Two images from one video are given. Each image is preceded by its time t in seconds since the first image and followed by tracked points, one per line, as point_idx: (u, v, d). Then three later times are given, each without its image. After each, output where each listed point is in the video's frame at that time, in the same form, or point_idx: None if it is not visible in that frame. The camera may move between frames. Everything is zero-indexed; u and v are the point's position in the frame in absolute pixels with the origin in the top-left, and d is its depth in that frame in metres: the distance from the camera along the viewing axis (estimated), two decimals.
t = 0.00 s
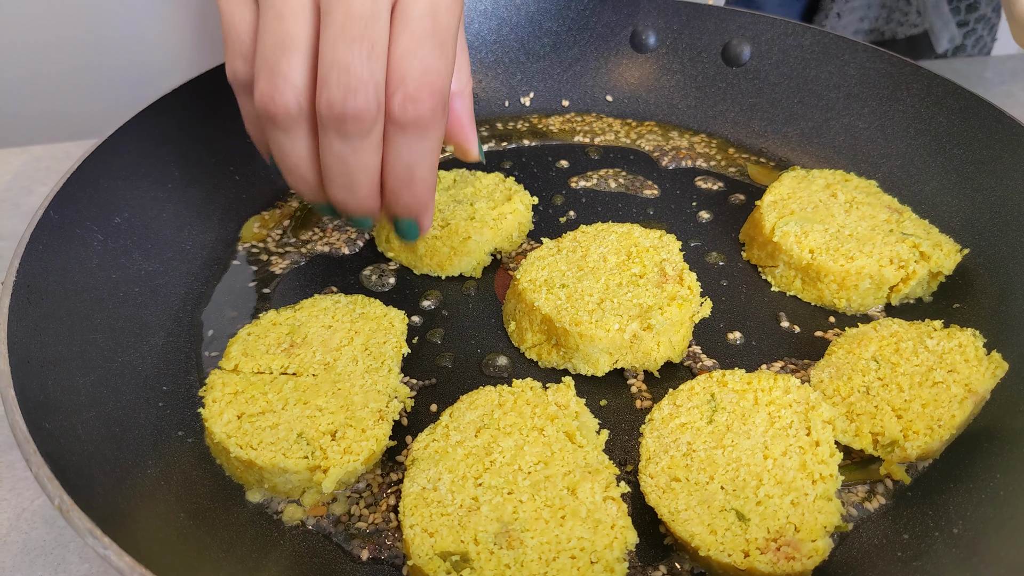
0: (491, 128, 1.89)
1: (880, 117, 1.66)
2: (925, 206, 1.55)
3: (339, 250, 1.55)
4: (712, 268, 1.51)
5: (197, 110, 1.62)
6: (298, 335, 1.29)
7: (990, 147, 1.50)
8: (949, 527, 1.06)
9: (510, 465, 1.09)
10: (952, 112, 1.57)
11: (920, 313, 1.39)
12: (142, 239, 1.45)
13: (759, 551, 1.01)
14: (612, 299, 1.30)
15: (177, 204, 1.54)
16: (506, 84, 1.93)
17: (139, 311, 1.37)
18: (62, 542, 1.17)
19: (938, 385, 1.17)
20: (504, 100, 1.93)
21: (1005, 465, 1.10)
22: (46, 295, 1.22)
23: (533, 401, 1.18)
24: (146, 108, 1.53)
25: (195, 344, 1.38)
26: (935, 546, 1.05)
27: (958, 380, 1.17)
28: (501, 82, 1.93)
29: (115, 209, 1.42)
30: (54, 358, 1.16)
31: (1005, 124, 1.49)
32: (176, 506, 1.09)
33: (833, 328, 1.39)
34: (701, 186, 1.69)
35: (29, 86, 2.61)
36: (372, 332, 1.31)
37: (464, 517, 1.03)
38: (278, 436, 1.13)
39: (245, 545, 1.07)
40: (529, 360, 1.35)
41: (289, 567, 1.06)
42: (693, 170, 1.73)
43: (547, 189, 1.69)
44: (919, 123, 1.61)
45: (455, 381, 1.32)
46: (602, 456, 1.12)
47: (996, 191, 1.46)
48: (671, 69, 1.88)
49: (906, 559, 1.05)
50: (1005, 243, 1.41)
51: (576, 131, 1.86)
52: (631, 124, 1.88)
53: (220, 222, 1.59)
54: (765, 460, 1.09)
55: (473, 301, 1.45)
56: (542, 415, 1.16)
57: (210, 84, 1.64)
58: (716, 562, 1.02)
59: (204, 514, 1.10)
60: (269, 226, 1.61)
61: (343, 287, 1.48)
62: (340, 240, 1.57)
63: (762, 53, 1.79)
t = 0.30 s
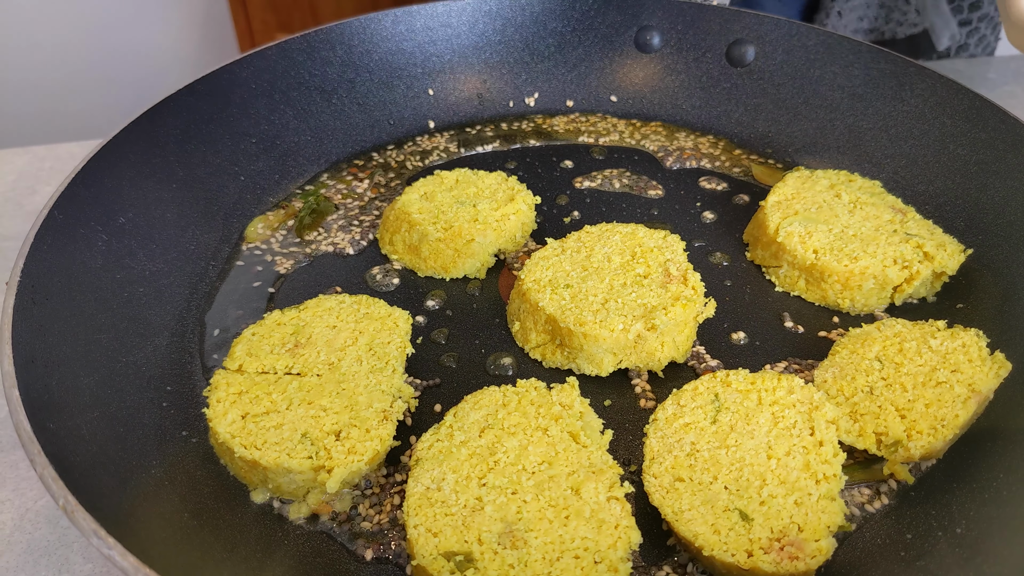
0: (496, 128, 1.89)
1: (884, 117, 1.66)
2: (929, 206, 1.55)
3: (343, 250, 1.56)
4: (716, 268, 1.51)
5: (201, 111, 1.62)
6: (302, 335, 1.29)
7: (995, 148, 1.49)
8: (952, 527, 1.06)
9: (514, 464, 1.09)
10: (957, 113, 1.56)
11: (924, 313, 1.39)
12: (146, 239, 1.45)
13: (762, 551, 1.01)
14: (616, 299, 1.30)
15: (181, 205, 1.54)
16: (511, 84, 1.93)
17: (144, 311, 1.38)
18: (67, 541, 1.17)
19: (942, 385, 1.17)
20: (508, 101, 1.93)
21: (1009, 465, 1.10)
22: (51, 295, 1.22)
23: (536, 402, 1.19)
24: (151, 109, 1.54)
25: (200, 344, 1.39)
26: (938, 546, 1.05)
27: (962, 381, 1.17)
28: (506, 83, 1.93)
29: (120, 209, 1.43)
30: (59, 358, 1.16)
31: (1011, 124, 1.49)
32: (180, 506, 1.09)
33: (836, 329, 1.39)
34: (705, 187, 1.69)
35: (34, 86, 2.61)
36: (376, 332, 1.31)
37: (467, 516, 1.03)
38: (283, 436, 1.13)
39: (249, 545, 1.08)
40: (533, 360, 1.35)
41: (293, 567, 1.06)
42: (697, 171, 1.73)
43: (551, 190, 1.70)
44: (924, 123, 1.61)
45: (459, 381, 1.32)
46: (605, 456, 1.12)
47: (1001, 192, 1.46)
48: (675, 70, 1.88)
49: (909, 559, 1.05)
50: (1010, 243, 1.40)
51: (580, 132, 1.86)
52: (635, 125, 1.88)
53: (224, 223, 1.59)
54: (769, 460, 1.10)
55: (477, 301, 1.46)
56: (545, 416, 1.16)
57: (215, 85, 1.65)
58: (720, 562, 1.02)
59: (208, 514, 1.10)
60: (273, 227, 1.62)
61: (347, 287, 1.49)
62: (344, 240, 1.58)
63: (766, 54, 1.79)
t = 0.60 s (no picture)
0: (498, 128, 1.89)
1: (887, 118, 1.66)
2: (932, 206, 1.54)
3: (346, 250, 1.55)
4: (720, 268, 1.51)
5: (203, 111, 1.62)
6: (306, 335, 1.29)
7: (997, 149, 1.49)
8: (957, 528, 1.06)
9: (519, 465, 1.09)
10: (960, 114, 1.56)
11: (927, 314, 1.39)
12: (149, 239, 1.45)
13: (768, 552, 1.01)
14: (620, 299, 1.30)
15: (183, 204, 1.54)
16: (513, 84, 1.93)
17: (146, 311, 1.37)
18: (69, 541, 1.17)
19: (947, 385, 1.17)
20: (510, 101, 1.93)
21: (1014, 466, 1.10)
22: (54, 295, 1.22)
23: (541, 402, 1.18)
24: (153, 108, 1.53)
25: (203, 345, 1.38)
26: (943, 548, 1.05)
27: (967, 381, 1.17)
28: (508, 83, 1.93)
29: (122, 209, 1.42)
30: (63, 358, 1.16)
31: (1014, 125, 1.49)
32: (185, 506, 1.09)
33: (840, 329, 1.39)
34: (708, 187, 1.69)
35: (33, 86, 2.60)
36: (379, 332, 1.31)
37: (473, 517, 1.03)
38: (287, 436, 1.13)
39: (253, 546, 1.07)
40: (536, 361, 1.35)
41: (297, 568, 1.06)
42: (699, 171, 1.73)
43: (554, 189, 1.69)
44: (926, 123, 1.61)
45: (462, 382, 1.32)
46: (610, 456, 1.12)
47: (1004, 192, 1.46)
48: (678, 70, 1.88)
49: (914, 560, 1.05)
50: (1013, 244, 1.40)
51: (583, 132, 1.86)
52: (638, 124, 1.88)
53: (227, 222, 1.59)
54: (774, 461, 1.09)
55: (480, 301, 1.45)
56: (550, 416, 1.16)
57: (217, 84, 1.64)
58: (725, 563, 1.01)
59: (212, 514, 1.10)
60: (275, 227, 1.61)
61: (350, 287, 1.49)
62: (347, 240, 1.58)
63: (768, 54, 1.79)
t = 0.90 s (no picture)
0: (501, 128, 1.90)
1: (889, 119, 1.66)
2: (934, 207, 1.55)
3: (348, 250, 1.56)
4: (721, 269, 1.51)
5: (205, 111, 1.62)
6: (308, 335, 1.29)
7: (999, 149, 1.49)
8: (959, 528, 1.06)
9: (521, 465, 1.09)
10: (962, 114, 1.56)
11: (929, 314, 1.39)
12: (151, 239, 1.45)
13: (769, 552, 1.01)
14: (622, 300, 1.30)
15: (185, 204, 1.54)
16: (515, 84, 1.93)
17: (149, 311, 1.38)
18: (71, 541, 1.17)
19: (949, 386, 1.17)
20: (512, 101, 1.93)
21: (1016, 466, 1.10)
22: (57, 295, 1.22)
23: (543, 402, 1.19)
24: (156, 109, 1.53)
25: (205, 345, 1.38)
26: (945, 548, 1.05)
27: (969, 381, 1.17)
28: (509, 83, 1.93)
29: (125, 209, 1.43)
30: (65, 358, 1.16)
31: (1017, 126, 1.49)
32: (187, 506, 1.09)
33: (842, 330, 1.39)
34: (710, 187, 1.69)
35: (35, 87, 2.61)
36: (382, 331, 1.31)
37: (475, 517, 1.03)
38: (289, 436, 1.13)
39: (255, 545, 1.08)
40: (538, 361, 1.35)
41: (300, 567, 1.06)
42: (701, 171, 1.73)
43: (556, 190, 1.70)
44: (928, 124, 1.61)
45: (464, 382, 1.32)
46: (612, 456, 1.12)
47: (1006, 193, 1.46)
48: (680, 70, 1.88)
49: (916, 560, 1.05)
50: (1016, 245, 1.40)
51: (584, 132, 1.87)
52: (640, 125, 1.88)
53: (229, 222, 1.59)
54: (776, 461, 1.09)
55: (481, 301, 1.46)
56: (552, 416, 1.16)
57: (219, 85, 1.64)
58: (727, 563, 1.02)
59: (214, 514, 1.10)
60: (277, 227, 1.62)
61: (352, 287, 1.49)
62: (349, 240, 1.58)
63: (770, 55, 1.79)
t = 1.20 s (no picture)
0: (504, 128, 1.90)
1: (892, 118, 1.66)
2: (937, 206, 1.55)
3: (351, 249, 1.56)
4: (725, 268, 1.51)
5: (209, 110, 1.62)
6: (312, 334, 1.29)
7: (1002, 149, 1.49)
8: (964, 527, 1.07)
9: (525, 464, 1.09)
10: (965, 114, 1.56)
11: (932, 314, 1.39)
12: (155, 238, 1.45)
13: (774, 551, 1.01)
14: (625, 299, 1.30)
15: (188, 203, 1.54)
16: (517, 84, 1.93)
17: (153, 310, 1.38)
18: (75, 539, 1.17)
19: (953, 385, 1.17)
20: (514, 100, 1.93)
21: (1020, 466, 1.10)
22: (61, 293, 1.22)
23: (547, 401, 1.19)
24: (159, 108, 1.53)
25: (209, 344, 1.38)
26: (949, 547, 1.05)
27: (973, 381, 1.17)
28: (512, 82, 1.93)
29: (128, 208, 1.43)
30: (70, 356, 1.16)
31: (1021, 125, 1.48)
32: (191, 504, 1.09)
33: (845, 329, 1.39)
34: (713, 187, 1.69)
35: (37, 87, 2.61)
36: (385, 330, 1.31)
37: (479, 515, 1.03)
38: (293, 434, 1.13)
39: (260, 543, 1.08)
40: (541, 360, 1.35)
41: (304, 565, 1.06)
42: (704, 171, 1.73)
43: (559, 189, 1.70)
44: (932, 123, 1.61)
45: (468, 381, 1.32)
46: (616, 455, 1.12)
47: (1009, 192, 1.46)
48: (682, 70, 1.88)
49: (920, 559, 1.05)
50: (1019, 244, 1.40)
51: (587, 131, 1.87)
52: (642, 125, 1.88)
53: (232, 221, 1.60)
54: (780, 459, 1.09)
55: (485, 300, 1.46)
56: (556, 415, 1.16)
57: (223, 84, 1.65)
58: (732, 562, 1.02)
59: (219, 512, 1.10)
60: (281, 226, 1.62)
61: (356, 286, 1.49)
62: (352, 238, 1.58)
63: (773, 54, 1.79)
